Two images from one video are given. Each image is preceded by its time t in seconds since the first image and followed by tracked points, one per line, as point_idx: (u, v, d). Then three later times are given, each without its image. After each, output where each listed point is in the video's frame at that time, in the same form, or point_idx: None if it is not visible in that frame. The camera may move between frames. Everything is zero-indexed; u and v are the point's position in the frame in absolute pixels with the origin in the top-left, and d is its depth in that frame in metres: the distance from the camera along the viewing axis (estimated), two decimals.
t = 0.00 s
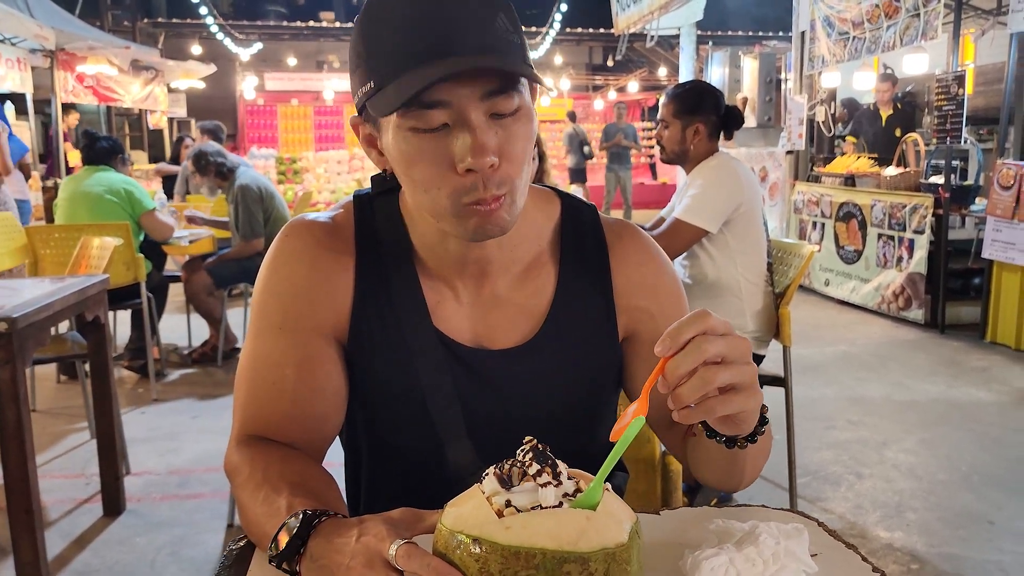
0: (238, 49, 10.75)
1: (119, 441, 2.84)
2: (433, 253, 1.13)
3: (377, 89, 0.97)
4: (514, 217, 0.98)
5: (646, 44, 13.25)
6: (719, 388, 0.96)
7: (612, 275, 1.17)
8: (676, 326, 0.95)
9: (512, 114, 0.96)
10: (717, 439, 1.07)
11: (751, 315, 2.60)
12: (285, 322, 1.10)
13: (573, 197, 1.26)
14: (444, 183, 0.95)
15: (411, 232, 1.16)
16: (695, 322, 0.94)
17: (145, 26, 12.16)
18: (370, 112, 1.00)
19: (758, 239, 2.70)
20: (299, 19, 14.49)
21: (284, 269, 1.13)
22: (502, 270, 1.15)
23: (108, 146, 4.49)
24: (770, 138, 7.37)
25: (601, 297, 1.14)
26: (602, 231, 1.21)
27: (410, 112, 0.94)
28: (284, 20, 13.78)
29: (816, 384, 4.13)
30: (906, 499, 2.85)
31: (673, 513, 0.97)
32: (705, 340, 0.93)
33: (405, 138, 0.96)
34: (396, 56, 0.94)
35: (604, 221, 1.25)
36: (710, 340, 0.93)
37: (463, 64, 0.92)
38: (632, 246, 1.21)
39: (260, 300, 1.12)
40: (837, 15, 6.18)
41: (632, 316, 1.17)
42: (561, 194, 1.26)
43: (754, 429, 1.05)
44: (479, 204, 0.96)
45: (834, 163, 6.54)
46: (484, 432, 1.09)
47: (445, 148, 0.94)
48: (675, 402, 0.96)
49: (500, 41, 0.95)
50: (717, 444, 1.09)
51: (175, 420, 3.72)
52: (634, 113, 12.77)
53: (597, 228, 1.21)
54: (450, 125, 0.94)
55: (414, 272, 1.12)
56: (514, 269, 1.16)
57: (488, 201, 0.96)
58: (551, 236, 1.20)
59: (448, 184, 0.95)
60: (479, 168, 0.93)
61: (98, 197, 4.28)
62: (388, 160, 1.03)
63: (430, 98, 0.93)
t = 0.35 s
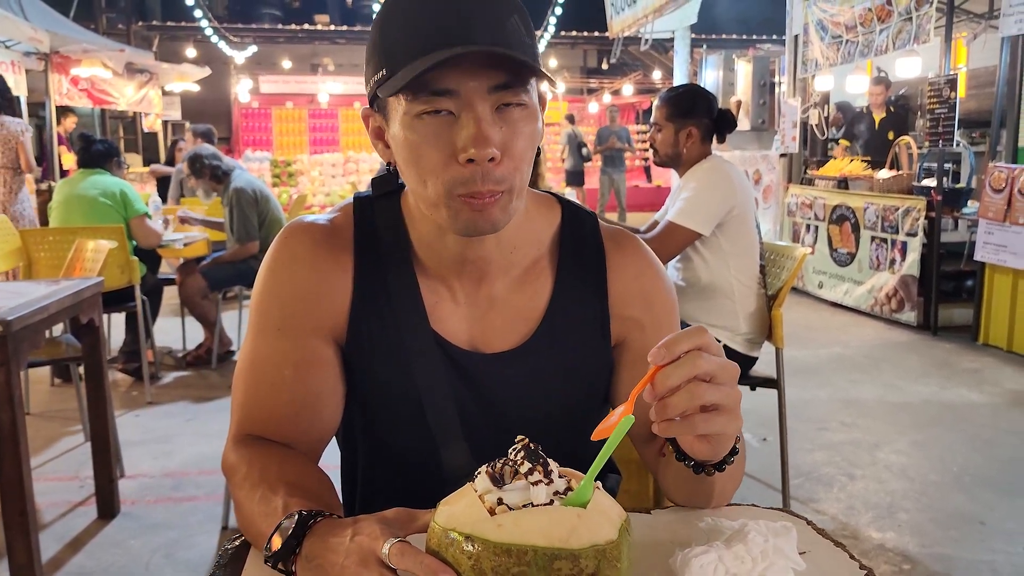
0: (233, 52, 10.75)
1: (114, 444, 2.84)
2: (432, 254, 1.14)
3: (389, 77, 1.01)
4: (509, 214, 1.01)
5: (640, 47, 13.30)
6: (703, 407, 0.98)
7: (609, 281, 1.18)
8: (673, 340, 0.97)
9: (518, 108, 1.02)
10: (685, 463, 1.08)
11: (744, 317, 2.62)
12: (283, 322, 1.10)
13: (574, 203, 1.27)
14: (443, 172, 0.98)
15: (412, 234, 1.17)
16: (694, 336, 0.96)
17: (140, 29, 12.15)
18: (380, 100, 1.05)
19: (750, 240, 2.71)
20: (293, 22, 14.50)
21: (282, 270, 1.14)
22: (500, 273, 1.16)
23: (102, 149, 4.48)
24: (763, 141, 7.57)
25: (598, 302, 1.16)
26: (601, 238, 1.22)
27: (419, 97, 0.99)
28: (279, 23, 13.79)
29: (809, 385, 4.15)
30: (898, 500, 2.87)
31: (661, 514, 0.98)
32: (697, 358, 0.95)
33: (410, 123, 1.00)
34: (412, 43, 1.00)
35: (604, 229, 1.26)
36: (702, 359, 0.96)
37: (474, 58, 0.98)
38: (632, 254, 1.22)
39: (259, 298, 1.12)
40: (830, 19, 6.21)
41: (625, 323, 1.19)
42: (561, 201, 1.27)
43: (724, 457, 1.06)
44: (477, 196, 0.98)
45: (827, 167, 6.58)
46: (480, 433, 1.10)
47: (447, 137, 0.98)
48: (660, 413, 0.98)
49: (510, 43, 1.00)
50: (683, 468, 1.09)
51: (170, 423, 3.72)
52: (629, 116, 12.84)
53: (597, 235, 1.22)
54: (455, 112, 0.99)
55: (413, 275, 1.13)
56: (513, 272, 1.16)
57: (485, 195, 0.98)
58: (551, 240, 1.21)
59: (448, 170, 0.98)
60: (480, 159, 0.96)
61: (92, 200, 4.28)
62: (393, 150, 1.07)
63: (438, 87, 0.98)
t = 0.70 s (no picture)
0: (230, 53, 10.75)
1: (111, 444, 2.84)
2: (431, 255, 1.16)
3: (398, 78, 1.03)
4: (511, 222, 1.02)
5: (637, 49, 13.34)
6: (692, 433, 1.01)
7: (605, 284, 1.20)
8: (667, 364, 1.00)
9: (524, 118, 1.02)
10: (672, 478, 1.08)
11: (739, 318, 2.64)
12: (281, 320, 1.11)
13: (573, 208, 1.28)
14: (444, 178, 1.00)
15: (411, 234, 1.18)
16: (688, 362, 0.98)
17: (137, 31, 12.14)
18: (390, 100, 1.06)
19: (746, 241, 2.73)
20: (290, 24, 14.52)
21: (281, 269, 1.15)
22: (497, 274, 1.17)
23: (99, 150, 4.49)
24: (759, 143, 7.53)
25: (594, 305, 1.17)
26: (599, 244, 1.24)
27: (425, 101, 1.00)
28: (276, 24, 13.79)
29: (804, 386, 4.17)
30: (892, 500, 2.89)
31: (654, 513, 1.06)
32: (690, 383, 0.98)
33: (415, 125, 1.01)
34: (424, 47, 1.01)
35: (601, 233, 1.27)
36: (694, 385, 0.98)
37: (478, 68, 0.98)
38: (628, 259, 1.24)
39: (258, 297, 1.13)
40: (825, 21, 6.24)
41: (621, 326, 1.20)
42: (560, 206, 1.28)
43: (711, 477, 1.06)
44: (475, 203, 1.00)
45: (823, 168, 6.60)
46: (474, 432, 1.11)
47: (451, 143, 1.00)
48: (648, 435, 1.00)
49: (519, 54, 1.01)
50: (670, 482, 1.10)
51: (166, 423, 3.72)
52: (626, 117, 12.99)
53: (594, 239, 1.23)
54: (460, 118, 1.00)
55: (411, 276, 1.14)
56: (511, 273, 1.18)
57: (484, 203, 1.00)
58: (549, 244, 1.22)
59: (449, 177, 1.00)
60: (480, 169, 0.98)
61: (89, 200, 4.28)
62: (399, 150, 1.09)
63: (445, 92, 0.99)
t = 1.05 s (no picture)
0: (229, 52, 10.77)
1: (110, 442, 2.85)
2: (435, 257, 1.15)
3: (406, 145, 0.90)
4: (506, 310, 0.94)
5: (636, 49, 13.37)
6: (684, 433, 1.02)
7: (604, 285, 1.20)
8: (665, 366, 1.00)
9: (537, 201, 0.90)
10: (664, 476, 1.10)
11: (737, 318, 2.65)
12: (284, 319, 1.11)
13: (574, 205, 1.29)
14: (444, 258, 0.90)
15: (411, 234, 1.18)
16: (684, 363, 0.99)
17: (136, 30, 12.15)
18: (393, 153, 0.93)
19: (745, 243, 2.74)
20: (291, 24, 14.55)
21: (284, 266, 1.15)
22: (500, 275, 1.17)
23: (97, 149, 4.49)
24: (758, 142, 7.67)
25: (592, 305, 1.18)
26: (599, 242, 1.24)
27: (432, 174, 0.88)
28: (275, 24, 13.79)
29: (802, 386, 4.18)
30: (888, 499, 2.89)
31: (648, 507, 1.08)
32: (686, 385, 0.98)
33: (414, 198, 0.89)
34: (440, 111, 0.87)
35: (601, 232, 1.28)
36: (691, 387, 0.99)
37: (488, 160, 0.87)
38: (627, 257, 1.25)
39: (260, 294, 1.13)
40: (823, 22, 6.25)
41: (616, 327, 1.22)
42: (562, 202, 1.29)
43: (702, 477, 1.08)
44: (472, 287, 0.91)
45: (821, 169, 6.63)
46: (470, 428, 1.13)
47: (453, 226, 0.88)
48: (643, 432, 1.01)
49: (532, 145, 0.90)
50: (660, 479, 1.11)
51: (165, 422, 3.73)
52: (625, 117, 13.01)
53: (595, 239, 1.23)
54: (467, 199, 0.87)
55: (414, 276, 1.14)
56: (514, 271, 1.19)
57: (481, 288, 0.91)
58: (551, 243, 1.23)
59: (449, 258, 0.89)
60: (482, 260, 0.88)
61: (88, 199, 4.28)
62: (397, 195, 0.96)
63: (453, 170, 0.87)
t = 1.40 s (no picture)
0: (231, 51, 10.78)
1: (111, 439, 2.86)
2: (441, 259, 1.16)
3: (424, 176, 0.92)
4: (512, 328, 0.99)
5: (637, 49, 13.40)
6: (682, 429, 1.02)
7: (607, 286, 1.21)
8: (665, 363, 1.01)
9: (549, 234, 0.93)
10: (663, 472, 1.10)
11: (736, 316, 2.65)
12: (288, 320, 1.11)
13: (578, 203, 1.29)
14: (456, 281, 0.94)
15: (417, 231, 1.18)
16: (685, 361, 0.99)
17: (137, 29, 12.17)
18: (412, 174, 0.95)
19: (746, 243, 2.74)
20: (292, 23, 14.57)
21: (288, 266, 1.15)
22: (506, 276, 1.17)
23: (98, 146, 4.49)
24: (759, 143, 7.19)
25: (594, 307, 1.19)
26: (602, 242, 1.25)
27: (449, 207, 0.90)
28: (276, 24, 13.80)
29: (802, 385, 4.18)
30: (887, 498, 2.90)
31: (646, 502, 1.09)
32: (686, 383, 0.99)
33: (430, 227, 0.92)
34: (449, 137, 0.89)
35: (606, 231, 1.29)
36: (690, 384, 0.99)
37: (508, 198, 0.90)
38: (629, 257, 1.25)
39: (264, 292, 1.13)
40: (824, 22, 6.25)
41: (619, 326, 1.23)
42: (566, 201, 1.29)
43: (701, 472, 1.08)
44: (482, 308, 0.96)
45: (821, 169, 6.63)
46: (470, 426, 1.14)
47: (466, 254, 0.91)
48: (643, 430, 1.02)
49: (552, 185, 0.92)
50: (660, 476, 1.11)
51: (165, 419, 3.73)
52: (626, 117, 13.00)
53: (601, 239, 1.24)
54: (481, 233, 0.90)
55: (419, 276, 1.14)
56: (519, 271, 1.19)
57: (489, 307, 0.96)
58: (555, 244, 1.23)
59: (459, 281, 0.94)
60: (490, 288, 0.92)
61: (89, 197, 4.29)
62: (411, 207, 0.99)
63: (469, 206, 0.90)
